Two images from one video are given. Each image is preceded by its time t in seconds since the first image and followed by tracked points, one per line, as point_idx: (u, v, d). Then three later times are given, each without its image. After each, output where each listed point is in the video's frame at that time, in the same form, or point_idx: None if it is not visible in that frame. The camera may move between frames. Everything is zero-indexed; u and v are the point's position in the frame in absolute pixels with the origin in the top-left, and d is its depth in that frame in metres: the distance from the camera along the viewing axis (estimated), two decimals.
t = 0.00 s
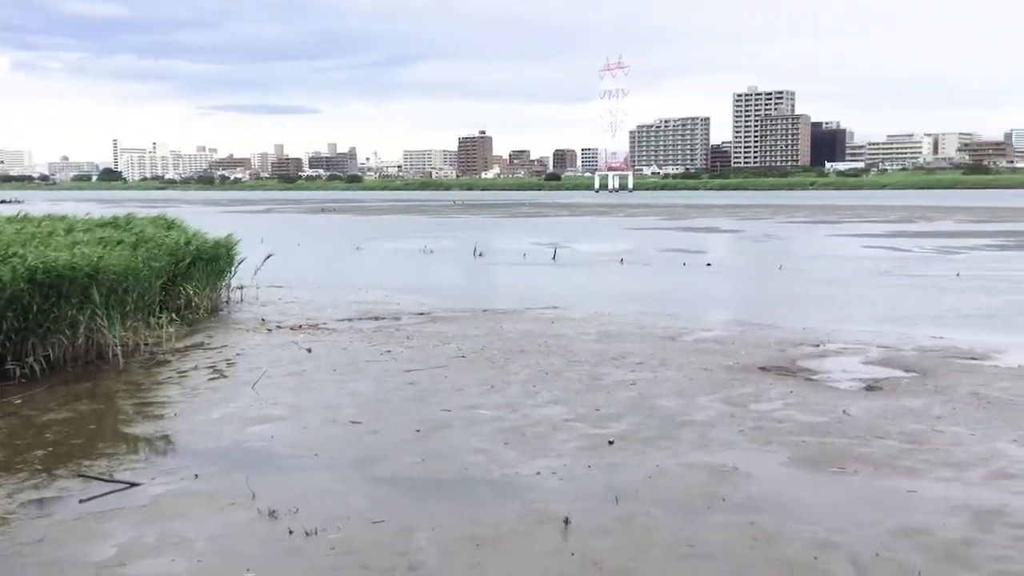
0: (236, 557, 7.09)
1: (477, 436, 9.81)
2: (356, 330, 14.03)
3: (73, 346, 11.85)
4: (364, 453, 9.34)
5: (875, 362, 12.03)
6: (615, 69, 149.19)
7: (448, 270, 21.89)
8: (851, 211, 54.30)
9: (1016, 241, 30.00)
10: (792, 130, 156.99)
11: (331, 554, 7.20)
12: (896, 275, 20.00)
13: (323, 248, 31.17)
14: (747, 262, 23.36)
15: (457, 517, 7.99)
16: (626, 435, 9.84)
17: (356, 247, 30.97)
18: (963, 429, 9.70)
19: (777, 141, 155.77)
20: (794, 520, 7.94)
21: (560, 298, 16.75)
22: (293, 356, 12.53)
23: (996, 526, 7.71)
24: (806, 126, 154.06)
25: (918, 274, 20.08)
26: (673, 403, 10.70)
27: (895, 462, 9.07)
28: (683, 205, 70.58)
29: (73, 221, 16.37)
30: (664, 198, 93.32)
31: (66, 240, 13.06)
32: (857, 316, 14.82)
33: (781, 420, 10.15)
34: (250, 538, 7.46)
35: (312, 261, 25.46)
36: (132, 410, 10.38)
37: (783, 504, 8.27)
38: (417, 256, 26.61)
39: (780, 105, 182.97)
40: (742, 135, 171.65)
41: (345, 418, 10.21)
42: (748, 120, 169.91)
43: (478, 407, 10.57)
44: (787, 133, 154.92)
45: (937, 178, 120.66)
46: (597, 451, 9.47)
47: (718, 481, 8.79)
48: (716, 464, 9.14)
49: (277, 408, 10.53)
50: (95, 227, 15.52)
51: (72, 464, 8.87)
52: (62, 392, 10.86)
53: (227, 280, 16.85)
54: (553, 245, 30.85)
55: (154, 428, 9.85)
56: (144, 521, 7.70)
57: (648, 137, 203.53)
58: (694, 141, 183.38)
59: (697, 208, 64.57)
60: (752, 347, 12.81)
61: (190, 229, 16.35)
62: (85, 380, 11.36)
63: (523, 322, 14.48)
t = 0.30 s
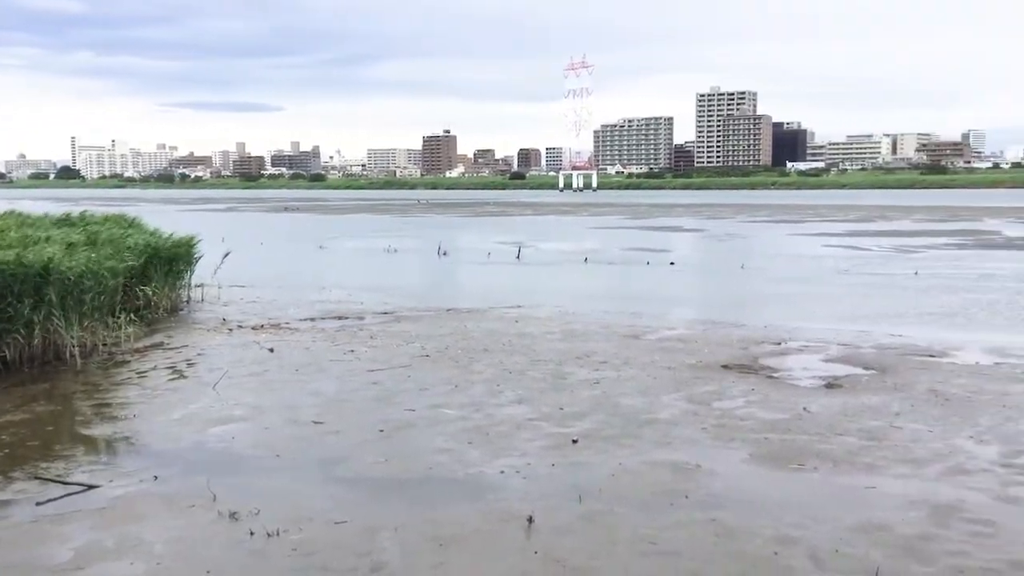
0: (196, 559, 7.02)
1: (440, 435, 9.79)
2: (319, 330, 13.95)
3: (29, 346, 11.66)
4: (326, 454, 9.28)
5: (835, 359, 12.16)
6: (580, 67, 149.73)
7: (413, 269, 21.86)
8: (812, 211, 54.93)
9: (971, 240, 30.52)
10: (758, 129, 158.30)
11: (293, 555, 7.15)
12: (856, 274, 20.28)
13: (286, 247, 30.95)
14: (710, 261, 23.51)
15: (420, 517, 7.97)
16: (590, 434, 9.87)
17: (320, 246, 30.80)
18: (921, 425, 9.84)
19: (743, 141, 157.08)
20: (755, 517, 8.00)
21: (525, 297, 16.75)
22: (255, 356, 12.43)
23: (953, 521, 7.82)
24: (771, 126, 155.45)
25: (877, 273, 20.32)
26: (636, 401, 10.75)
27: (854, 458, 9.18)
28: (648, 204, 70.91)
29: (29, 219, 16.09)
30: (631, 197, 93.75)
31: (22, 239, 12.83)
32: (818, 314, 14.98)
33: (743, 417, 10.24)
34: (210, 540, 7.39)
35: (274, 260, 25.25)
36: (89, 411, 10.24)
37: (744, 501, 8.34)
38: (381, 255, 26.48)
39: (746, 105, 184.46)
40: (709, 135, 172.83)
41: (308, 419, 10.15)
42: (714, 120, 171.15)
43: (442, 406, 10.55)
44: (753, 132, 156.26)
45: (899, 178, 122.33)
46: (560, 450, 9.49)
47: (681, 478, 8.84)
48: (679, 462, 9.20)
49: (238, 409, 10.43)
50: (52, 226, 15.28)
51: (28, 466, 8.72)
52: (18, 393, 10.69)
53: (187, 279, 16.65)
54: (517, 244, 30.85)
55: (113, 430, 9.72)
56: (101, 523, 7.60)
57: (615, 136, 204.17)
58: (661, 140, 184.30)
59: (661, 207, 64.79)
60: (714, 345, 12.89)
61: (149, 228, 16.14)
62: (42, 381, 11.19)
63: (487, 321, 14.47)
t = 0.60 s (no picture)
0: (149, 558, 6.93)
1: (397, 431, 9.75)
2: (275, 325, 13.82)
3: None
4: (282, 451, 9.21)
5: (790, 353, 12.30)
6: (540, 61, 150.11)
7: (372, 264, 21.77)
8: (769, 207, 55.53)
9: (922, 235, 31.04)
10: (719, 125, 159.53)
11: (248, 554, 7.09)
12: (811, 268, 20.54)
13: (242, 242, 30.59)
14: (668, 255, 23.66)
15: (376, 514, 7.93)
16: (548, 428, 9.89)
17: (277, 241, 30.55)
18: (873, 418, 9.98)
19: (704, 136, 158.23)
20: (710, 509, 8.07)
21: (483, 292, 16.74)
22: (210, 353, 12.29)
23: (904, 511, 7.94)
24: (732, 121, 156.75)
25: (831, 267, 20.58)
26: (594, 395, 10.79)
27: (808, 450, 9.30)
28: (609, 199, 71.16)
29: None
30: (593, 191, 94.09)
31: None
32: (773, 308, 15.14)
33: (699, 411, 10.32)
34: (164, 538, 7.30)
35: (230, 255, 24.97)
36: (39, 409, 10.06)
37: (700, 494, 8.41)
38: (339, 250, 26.31)
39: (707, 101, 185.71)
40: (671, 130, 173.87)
41: (264, 416, 10.06)
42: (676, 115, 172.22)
43: (399, 402, 10.50)
44: (715, 128, 157.46)
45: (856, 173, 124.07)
46: (518, 445, 9.50)
47: (637, 472, 8.89)
48: (636, 456, 9.25)
49: (192, 406, 10.31)
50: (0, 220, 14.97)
51: None
52: None
53: (140, 274, 16.41)
54: (476, 239, 30.81)
55: (63, 428, 9.56)
56: (51, 523, 7.47)
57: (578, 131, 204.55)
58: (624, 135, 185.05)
59: (620, 202, 64.96)
60: (671, 339, 12.98)
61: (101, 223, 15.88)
62: None
63: (445, 316, 14.44)
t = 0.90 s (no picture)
0: (105, 564, 6.81)
1: (359, 433, 9.70)
2: (235, 328, 13.69)
3: None
4: (242, 454, 9.11)
5: (751, 353, 12.40)
6: (502, 63, 150.30)
7: (334, 265, 21.64)
8: (729, 208, 56.12)
9: (878, 235, 31.49)
10: (683, 128, 160.64)
11: (207, 558, 7.00)
12: (771, 268, 20.73)
13: (202, 243, 30.23)
14: (631, 256, 23.76)
15: (339, 517, 7.87)
16: (510, 429, 9.89)
17: (237, 242, 30.27)
18: (832, 416, 10.09)
19: (669, 138, 159.26)
20: (672, 508, 8.11)
21: (445, 293, 16.69)
22: (168, 355, 12.13)
23: (862, 509, 8.04)
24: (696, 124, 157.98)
25: (791, 268, 20.77)
26: (556, 396, 10.80)
27: (768, 449, 9.38)
28: (573, 200, 71.39)
29: None
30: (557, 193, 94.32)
31: None
32: (735, 308, 15.25)
33: (661, 410, 10.37)
34: (121, 544, 7.19)
35: (189, 257, 24.68)
36: None
37: (661, 493, 8.45)
38: (300, 251, 26.12)
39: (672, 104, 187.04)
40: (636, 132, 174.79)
41: (223, 418, 9.95)
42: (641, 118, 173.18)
43: (361, 404, 10.44)
44: (679, 130, 158.53)
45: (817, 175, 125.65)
46: (481, 446, 9.48)
47: (600, 472, 8.91)
48: (599, 456, 9.27)
49: (151, 409, 10.18)
50: None
51: None
52: None
53: (96, 275, 16.16)
54: (438, 240, 30.73)
55: (16, 432, 9.38)
56: (4, 529, 7.33)
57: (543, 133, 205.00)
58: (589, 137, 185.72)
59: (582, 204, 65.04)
60: (634, 340, 13.04)
61: (56, 224, 15.63)
62: None
63: (408, 317, 14.39)
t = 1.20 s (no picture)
0: (68, 571, 6.73)
1: (327, 437, 9.65)
2: (201, 331, 13.57)
3: None
4: (208, 459, 9.03)
5: (718, 355, 12.50)
6: (471, 65, 150.36)
7: (302, 268, 21.54)
8: (697, 211, 56.68)
9: (842, 238, 31.89)
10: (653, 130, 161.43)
11: (172, 565, 6.93)
12: (737, 271, 20.92)
13: (167, 246, 29.94)
14: (599, 259, 23.84)
15: (306, 521, 7.83)
16: (479, 432, 9.88)
17: (202, 245, 30.03)
18: (798, 418, 10.18)
19: (639, 141, 159.99)
20: (640, 510, 8.15)
21: (413, 296, 16.65)
22: (132, 360, 12.01)
23: (827, 509, 8.12)
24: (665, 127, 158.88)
25: (758, 270, 20.94)
26: (525, 398, 10.82)
27: (735, 450, 9.45)
28: (542, 203, 71.62)
29: None
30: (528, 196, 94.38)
31: None
32: (702, 311, 15.34)
33: (629, 413, 10.42)
34: (84, 550, 7.10)
35: (154, 260, 24.44)
36: None
37: (629, 495, 8.48)
38: (267, 254, 25.95)
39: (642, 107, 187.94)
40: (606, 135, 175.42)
41: (189, 423, 9.86)
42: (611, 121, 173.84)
43: (329, 408, 10.39)
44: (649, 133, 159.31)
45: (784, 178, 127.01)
46: (449, 449, 9.47)
47: (568, 475, 8.93)
48: (567, 458, 9.29)
49: (115, 414, 10.07)
50: None
51: None
52: None
53: (60, 279, 15.96)
54: (407, 243, 30.64)
55: None
56: None
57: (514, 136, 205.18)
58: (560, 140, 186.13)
59: (552, 206, 65.17)
60: (602, 342, 13.09)
61: (19, 227, 15.42)
62: None
63: (376, 321, 14.34)
